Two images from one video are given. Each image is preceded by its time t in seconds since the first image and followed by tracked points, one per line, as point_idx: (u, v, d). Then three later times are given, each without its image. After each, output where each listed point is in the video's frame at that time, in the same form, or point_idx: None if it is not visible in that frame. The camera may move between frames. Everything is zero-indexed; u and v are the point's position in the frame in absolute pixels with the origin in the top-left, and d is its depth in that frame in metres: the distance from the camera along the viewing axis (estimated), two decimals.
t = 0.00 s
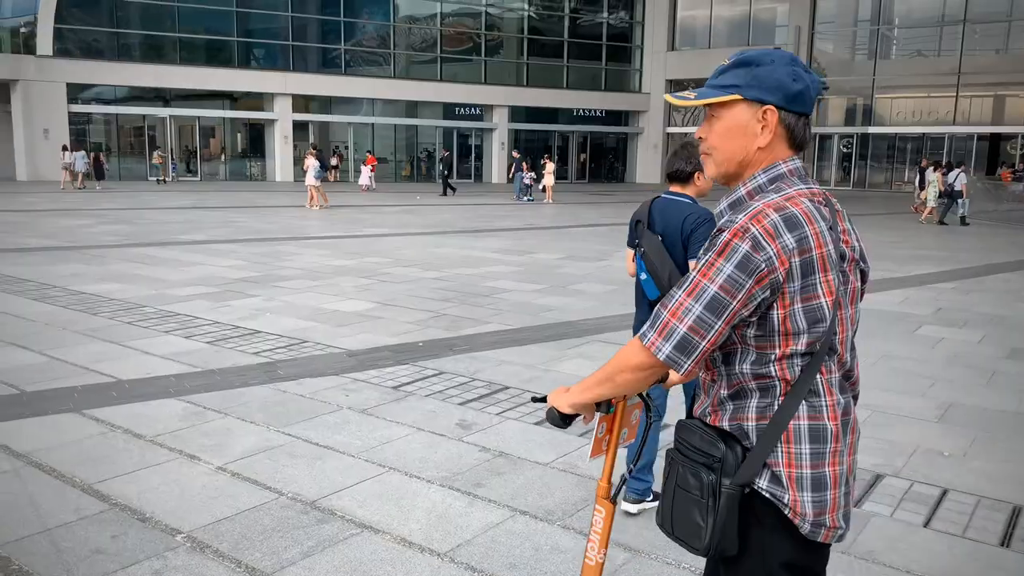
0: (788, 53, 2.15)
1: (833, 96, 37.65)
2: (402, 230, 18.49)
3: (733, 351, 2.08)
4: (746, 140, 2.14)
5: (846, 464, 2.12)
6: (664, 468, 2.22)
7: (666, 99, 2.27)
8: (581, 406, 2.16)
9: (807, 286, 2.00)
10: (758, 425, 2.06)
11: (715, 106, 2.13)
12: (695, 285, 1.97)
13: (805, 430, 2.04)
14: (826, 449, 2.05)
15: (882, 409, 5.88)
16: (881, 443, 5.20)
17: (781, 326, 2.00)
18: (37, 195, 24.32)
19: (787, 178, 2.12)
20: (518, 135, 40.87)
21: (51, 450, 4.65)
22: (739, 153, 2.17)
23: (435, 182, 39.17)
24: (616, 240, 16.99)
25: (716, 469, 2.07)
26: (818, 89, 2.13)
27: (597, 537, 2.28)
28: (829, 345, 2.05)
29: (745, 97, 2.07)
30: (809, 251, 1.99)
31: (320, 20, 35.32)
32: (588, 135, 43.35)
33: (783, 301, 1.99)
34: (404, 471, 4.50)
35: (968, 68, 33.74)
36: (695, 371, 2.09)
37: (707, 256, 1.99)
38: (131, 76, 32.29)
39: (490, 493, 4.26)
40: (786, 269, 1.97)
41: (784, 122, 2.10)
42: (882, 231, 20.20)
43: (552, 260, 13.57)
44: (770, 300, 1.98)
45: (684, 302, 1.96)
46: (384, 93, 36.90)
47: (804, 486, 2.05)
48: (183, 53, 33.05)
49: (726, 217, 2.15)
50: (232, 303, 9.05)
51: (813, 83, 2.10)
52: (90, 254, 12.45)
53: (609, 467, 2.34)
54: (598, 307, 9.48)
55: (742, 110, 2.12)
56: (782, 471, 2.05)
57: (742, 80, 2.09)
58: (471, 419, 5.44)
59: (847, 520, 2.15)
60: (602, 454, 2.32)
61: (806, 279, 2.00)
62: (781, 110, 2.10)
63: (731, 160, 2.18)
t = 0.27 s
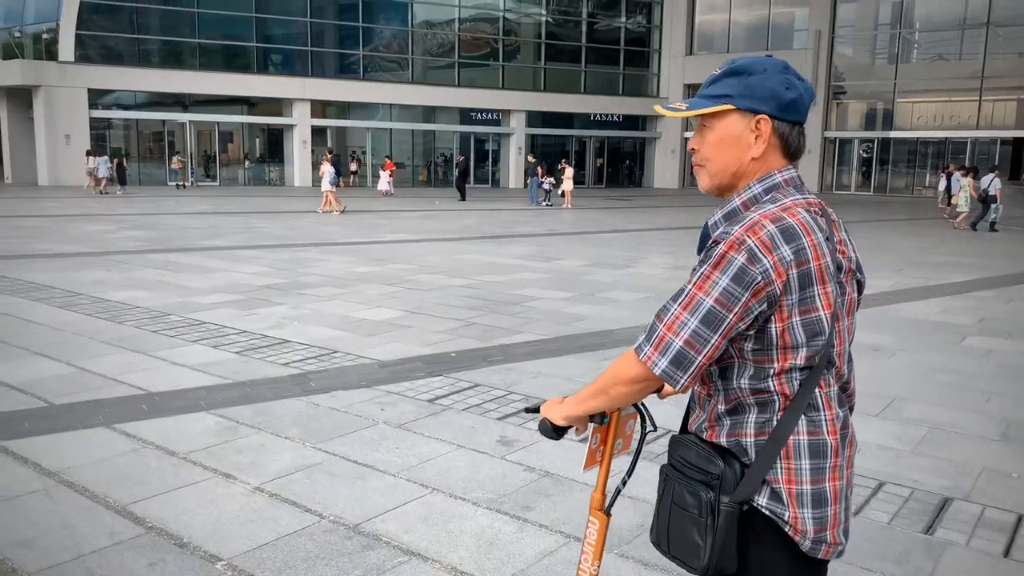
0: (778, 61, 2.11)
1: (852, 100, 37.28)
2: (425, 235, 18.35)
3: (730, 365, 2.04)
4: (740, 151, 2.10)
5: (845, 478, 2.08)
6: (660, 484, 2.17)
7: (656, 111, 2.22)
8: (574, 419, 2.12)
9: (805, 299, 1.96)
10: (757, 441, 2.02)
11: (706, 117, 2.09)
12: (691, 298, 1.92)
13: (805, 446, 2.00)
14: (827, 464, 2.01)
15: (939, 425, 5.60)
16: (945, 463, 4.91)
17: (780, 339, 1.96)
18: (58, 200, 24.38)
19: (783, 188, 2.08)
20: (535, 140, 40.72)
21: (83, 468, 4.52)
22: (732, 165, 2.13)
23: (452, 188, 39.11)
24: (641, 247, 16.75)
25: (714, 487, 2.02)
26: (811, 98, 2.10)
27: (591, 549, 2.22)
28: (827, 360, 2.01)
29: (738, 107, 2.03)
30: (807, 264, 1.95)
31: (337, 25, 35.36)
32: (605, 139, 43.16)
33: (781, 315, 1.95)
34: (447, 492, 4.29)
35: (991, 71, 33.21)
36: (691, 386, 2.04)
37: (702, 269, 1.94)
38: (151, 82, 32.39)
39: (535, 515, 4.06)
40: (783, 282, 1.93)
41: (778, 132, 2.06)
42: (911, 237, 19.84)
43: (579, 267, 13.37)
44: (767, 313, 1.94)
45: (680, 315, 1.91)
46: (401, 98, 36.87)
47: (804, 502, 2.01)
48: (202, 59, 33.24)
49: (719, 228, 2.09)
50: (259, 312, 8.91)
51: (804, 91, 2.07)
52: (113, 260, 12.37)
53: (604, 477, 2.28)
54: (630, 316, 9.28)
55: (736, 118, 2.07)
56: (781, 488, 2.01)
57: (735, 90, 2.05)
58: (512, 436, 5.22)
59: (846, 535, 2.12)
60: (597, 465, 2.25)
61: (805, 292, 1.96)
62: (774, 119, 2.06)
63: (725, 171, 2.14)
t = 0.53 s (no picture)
0: (761, 61, 2.04)
1: (875, 101, 36.77)
2: (447, 239, 18.17)
3: (716, 367, 1.98)
4: (722, 152, 2.04)
5: (836, 484, 2.03)
6: (646, 488, 2.13)
7: (640, 115, 2.18)
8: (557, 424, 2.08)
9: (791, 300, 1.91)
10: (744, 445, 1.96)
11: (688, 119, 2.04)
12: (674, 297, 1.87)
13: (793, 450, 1.94)
14: (816, 469, 1.96)
15: (1001, 441, 5.33)
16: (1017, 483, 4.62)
17: (765, 340, 1.90)
18: (79, 204, 24.46)
19: (771, 188, 2.03)
20: (554, 142, 40.50)
21: (116, 482, 4.37)
22: (717, 167, 2.07)
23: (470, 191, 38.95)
24: (668, 250, 16.46)
25: (700, 492, 1.98)
26: (797, 98, 2.04)
27: (580, 555, 2.19)
28: (816, 362, 1.96)
29: (718, 109, 1.98)
30: (793, 263, 1.90)
31: (356, 28, 35.30)
32: (624, 142, 42.88)
33: (767, 315, 1.89)
34: (494, 511, 4.10)
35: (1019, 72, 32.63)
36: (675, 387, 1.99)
37: (685, 267, 1.89)
38: (171, 86, 32.49)
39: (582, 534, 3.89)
40: (769, 281, 1.88)
41: (760, 132, 2.01)
42: (943, 240, 19.41)
43: (606, 271, 13.15)
44: (752, 313, 1.88)
45: (663, 315, 1.87)
46: (419, 101, 36.77)
47: (793, 508, 1.96)
48: (221, 63, 33.22)
49: (706, 228, 2.04)
50: (286, 318, 8.76)
51: (790, 88, 2.00)
52: (138, 264, 12.29)
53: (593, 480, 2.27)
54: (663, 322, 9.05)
55: (717, 120, 2.02)
56: (769, 493, 1.96)
57: (716, 91, 2.00)
58: (556, 451, 5.01)
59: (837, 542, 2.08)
60: (586, 469, 2.25)
61: (791, 292, 1.90)
62: (755, 119, 2.01)
63: (709, 173, 2.08)
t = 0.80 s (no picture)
0: (731, 59, 2.10)
1: (899, 106, 36.22)
2: (470, 245, 17.98)
3: (690, 368, 2.03)
4: (693, 152, 2.10)
5: (811, 486, 2.09)
6: (624, 491, 2.18)
7: (616, 118, 2.25)
8: (537, 429, 2.12)
9: (766, 300, 1.96)
10: (718, 447, 2.01)
11: (659, 121, 2.10)
12: (649, 297, 1.93)
13: (767, 452, 2.00)
14: (790, 472, 2.02)
15: None
16: None
17: (739, 341, 1.96)
18: (100, 209, 24.48)
19: (747, 188, 2.08)
20: (573, 148, 40.26)
21: (148, 498, 4.22)
22: (688, 168, 2.13)
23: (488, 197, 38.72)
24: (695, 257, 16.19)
25: (675, 493, 2.04)
26: (767, 96, 2.07)
27: (562, 560, 2.22)
28: (791, 364, 2.01)
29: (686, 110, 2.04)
30: (766, 263, 1.96)
31: (374, 35, 35.34)
32: (644, 147, 42.57)
33: (741, 315, 1.95)
34: (542, 533, 3.90)
35: None
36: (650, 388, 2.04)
37: (661, 267, 1.95)
38: (191, 92, 32.60)
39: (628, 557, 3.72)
40: (742, 280, 1.93)
41: (728, 132, 2.05)
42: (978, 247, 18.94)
43: (634, 278, 12.93)
44: (727, 312, 1.94)
45: (638, 314, 1.92)
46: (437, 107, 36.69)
47: (767, 511, 2.01)
48: (242, 69, 33.35)
49: (681, 228, 2.09)
50: (313, 325, 8.62)
51: (759, 86, 2.04)
52: (162, 271, 12.21)
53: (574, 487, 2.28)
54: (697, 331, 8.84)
55: (685, 122, 2.08)
56: (744, 496, 2.01)
57: (684, 92, 2.07)
58: (602, 468, 4.81)
59: (812, 544, 2.13)
60: (567, 474, 2.26)
61: (765, 292, 1.96)
62: (722, 120, 2.06)
63: (682, 173, 2.14)
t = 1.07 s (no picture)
0: (703, 64, 2.10)
1: (928, 110, 35.50)
2: (498, 251, 17.83)
3: (665, 372, 2.03)
4: (663, 159, 2.11)
5: (789, 493, 2.07)
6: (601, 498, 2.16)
7: (592, 126, 2.27)
8: (516, 432, 2.13)
9: (739, 304, 1.96)
10: (694, 453, 2.01)
11: (630, 129, 2.12)
12: (622, 301, 1.94)
13: (744, 459, 1.99)
14: (767, 477, 2.00)
15: None
16: None
17: (713, 344, 1.95)
18: (128, 215, 24.68)
19: (719, 193, 2.08)
20: (596, 154, 40.07)
21: (183, 514, 4.09)
22: (660, 174, 2.14)
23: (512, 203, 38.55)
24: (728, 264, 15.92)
25: (652, 501, 2.02)
26: (739, 100, 2.06)
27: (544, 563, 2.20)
28: (766, 369, 2.00)
29: (655, 115, 2.05)
30: (738, 267, 1.95)
31: (399, 41, 35.37)
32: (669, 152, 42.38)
33: (714, 319, 1.95)
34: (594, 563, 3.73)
35: None
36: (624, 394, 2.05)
37: (633, 272, 1.96)
38: (217, 99, 32.77)
39: None
40: (714, 284, 1.93)
41: (698, 137, 2.06)
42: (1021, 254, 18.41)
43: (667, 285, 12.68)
44: (699, 317, 1.94)
45: (611, 319, 1.93)
46: (460, 114, 36.62)
47: (745, 518, 2.00)
48: (267, 77, 33.49)
49: (655, 233, 2.09)
50: (344, 333, 8.50)
51: (730, 91, 2.03)
52: (191, 277, 12.16)
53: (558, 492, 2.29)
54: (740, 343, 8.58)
55: (655, 129, 2.09)
56: (721, 502, 1.99)
57: (654, 99, 2.08)
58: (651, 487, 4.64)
59: (792, 551, 2.11)
60: (550, 478, 2.28)
61: (738, 296, 1.95)
62: (692, 125, 2.06)
63: (656, 180, 2.15)
